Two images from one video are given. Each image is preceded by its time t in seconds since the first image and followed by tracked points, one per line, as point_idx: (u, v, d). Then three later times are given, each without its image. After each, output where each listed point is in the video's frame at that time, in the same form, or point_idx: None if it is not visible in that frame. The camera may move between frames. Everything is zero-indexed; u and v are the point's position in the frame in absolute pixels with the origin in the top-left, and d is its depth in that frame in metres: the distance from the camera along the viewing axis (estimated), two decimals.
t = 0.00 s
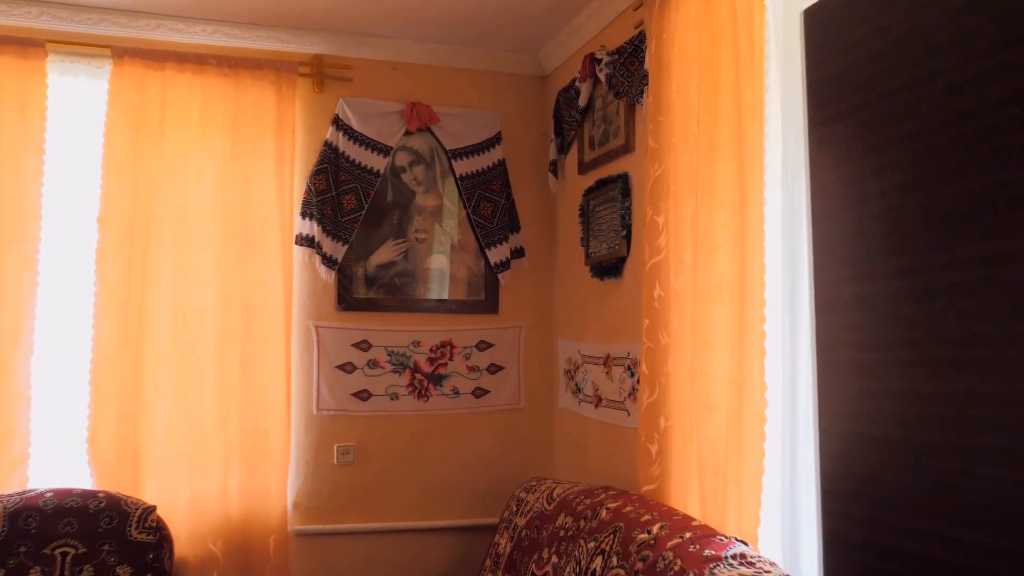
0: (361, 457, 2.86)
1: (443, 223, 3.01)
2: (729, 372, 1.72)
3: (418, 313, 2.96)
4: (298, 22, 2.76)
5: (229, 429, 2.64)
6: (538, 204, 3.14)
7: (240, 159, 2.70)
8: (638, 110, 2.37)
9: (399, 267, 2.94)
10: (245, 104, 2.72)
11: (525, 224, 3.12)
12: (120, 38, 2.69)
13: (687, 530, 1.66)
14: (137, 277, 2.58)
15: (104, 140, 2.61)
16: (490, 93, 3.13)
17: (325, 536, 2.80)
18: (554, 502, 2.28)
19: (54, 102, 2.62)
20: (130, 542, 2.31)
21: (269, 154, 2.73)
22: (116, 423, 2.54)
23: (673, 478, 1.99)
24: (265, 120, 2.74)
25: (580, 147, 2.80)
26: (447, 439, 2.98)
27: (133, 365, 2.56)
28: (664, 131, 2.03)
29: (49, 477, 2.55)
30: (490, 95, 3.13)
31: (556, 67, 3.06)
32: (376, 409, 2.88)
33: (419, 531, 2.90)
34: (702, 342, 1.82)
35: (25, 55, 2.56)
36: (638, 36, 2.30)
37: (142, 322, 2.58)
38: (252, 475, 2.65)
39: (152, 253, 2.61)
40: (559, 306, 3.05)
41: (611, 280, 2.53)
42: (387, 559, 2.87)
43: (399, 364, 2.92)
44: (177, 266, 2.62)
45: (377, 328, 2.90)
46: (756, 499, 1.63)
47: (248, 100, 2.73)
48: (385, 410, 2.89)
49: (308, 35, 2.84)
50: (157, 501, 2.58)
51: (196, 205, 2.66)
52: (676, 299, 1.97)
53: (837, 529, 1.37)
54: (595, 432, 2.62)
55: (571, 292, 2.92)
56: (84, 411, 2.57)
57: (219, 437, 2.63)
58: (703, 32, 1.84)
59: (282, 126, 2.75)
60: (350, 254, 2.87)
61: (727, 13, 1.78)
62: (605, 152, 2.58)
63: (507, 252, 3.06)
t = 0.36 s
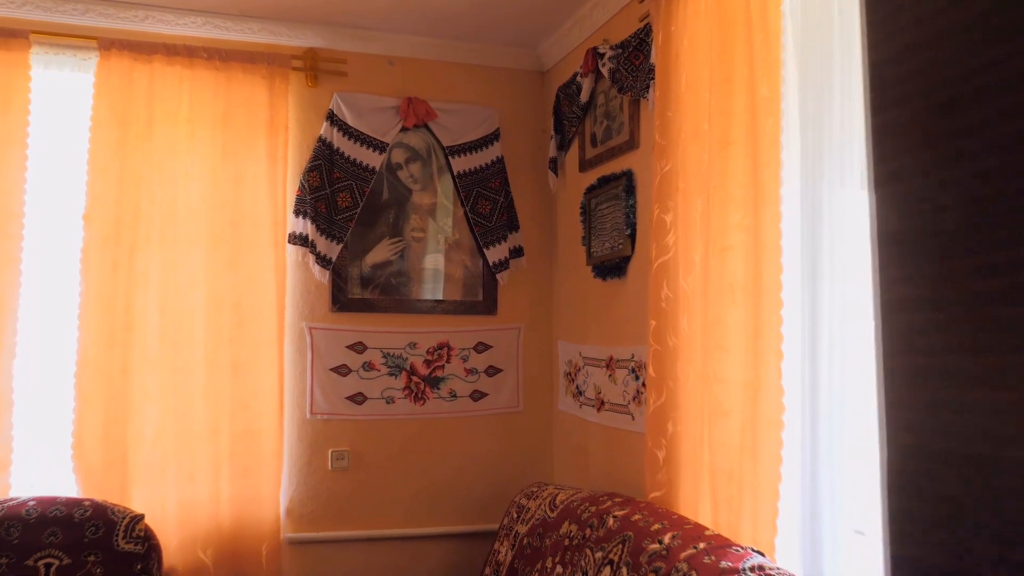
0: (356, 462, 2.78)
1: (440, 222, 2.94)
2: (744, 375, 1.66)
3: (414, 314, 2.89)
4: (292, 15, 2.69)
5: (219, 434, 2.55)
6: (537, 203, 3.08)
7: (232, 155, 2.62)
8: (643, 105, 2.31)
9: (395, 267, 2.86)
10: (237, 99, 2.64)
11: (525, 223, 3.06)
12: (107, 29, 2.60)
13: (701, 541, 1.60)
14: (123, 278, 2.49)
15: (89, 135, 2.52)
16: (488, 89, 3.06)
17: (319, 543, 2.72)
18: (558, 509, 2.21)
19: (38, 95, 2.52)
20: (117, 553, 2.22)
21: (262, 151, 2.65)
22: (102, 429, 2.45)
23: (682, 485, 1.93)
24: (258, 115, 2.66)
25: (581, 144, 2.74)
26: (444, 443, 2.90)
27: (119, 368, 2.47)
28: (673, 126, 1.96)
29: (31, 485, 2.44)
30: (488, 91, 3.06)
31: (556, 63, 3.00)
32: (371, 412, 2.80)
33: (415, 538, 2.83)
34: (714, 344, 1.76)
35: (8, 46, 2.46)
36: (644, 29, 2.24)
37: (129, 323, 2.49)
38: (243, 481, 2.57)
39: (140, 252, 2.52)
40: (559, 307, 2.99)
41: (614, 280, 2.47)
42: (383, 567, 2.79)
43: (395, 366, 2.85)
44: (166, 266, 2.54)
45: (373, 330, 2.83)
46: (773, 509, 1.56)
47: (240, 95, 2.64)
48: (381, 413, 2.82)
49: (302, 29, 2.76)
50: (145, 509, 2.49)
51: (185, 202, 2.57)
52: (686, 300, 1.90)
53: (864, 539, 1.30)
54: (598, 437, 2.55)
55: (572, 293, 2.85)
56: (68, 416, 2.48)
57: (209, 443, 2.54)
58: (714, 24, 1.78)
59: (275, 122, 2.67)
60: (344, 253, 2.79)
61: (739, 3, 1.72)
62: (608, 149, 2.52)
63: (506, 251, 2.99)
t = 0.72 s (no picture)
0: (348, 469, 2.70)
1: (435, 221, 2.86)
2: (757, 381, 1.60)
3: (408, 316, 2.81)
4: (282, 7, 2.60)
5: (205, 440, 2.46)
6: (533, 202, 3.01)
7: (220, 151, 2.52)
8: (646, 102, 2.25)
9: (388, 268, 2.78)
10: (225, 94, 2.55)
11: (521, 223, 2.99)
12: (89, 20, 2.49)
13: (714, 553, 1.54)
14: (105, 279, 2.39)
15: (70, 130, 2.42)
16: (484, 86, 2.99)
17: (309, 553, 2.63)
18: (558, 518, 2.15)
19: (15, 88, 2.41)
20: (98, 567, 2.11)
21: (250, 148, 2.56)
22: (82, 436, 2.35)
23: (688, 493, 1.87)
24: (246, 110, 2.57)
25: (579, 142, 2.68)
26: (438, 449, 2.83)
27: (101, 373, 2.37)
28: (680, 122, 1.91)
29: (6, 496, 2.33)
30: (484, 87, 2.99)
31: (553, 59, 2.93)
32: (363, 417, 2.72)
33: (409, 547, 2.75)
34: (724, 348, 1.70)
35: None
36: (647, 24, 2.18)
37: (111, 326, 2.39)
38: (231, 490, 2.48)
39: (122, 252, 2.42)
40: (556, 309, 2.92)
41: (615, 282, 2.41)
42: None
43: (388, 370, 2.77)
44: (150, 267, 2.44)
45: (365, 332, 2.74)
46: (789, 519, 1.50)
47: (228, 89, 2.55)
48: (373, 419, 2.73)
49: (292, 21, 2.68)
50: (128, 520, 2.39)
51: (170, 201, 2.48)
52: (694, 302, 1.85)
53: (888, 551, 1.25)
54: (597, 442, 2.50)
55: (569, 294, 2.79)
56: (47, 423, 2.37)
57: (195, 450, 2.45)
58: (724, 17, 1.73)
59: (264, 118, 2.58)
60: (335, 253, 2.70)
61: None
62: (609, 147, 2.46)
63: (502, 251, 2.92)
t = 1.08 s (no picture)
0: (331, 478, 2.61)
1: (421, 222, 2.78)
2: (764, 388, 1.55)
3: (393, 320, 2.72)
4: None
5: (183, 450, 2.35)
6: (522, 203, 2.94)
7: (198, 148, 2.41)
8: (642, 101, 2.20)
9: (373, 269, 2.69)
10: (204, 88, 2.44)
11: (509, 224, 2.92)
12: (60, 8, 2.37)
13: (722, 567, 1.48)
14: (77, 280, 2.28)
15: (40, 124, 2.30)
16: (472, 84, 2.92)
17: (290, 566, 2.54)
18: (552, 528, 2.09)
19: None
20: None
21: (230, 144, 2.45)
22: (52, 446, 2.23)
23: (689, 503, 1.82)
24: (227, 105, 2.46)
25: (571, 142, 2.62)
26: (425, 457, 2.75)
27: (72, 380, 2.25)
28: (680, 122, 1.86)
29: None
30: (472, 85, 2.92)
31: (543, 56, 2.87)
32: (347, 424, 2.63)
33: (394, 557, 2.66)
34: (730, 354, 1.65)
35: None
36: (644, 21, 2.13)
37: (84, 331, 2.28)
38: (210, 501, 2.37)
39: (95, 252, 2.31)
40: (545, 313, 2.86)
41: (609, 285, 2.36)
42: None
43: (373, 375, 2.68)
44: (125, 268, 2.32)
45: (349, 336, 2.65)
46: (799, 531, 1.46)
47: (207, 83, 2.44)
48: (358, 425, 2.65)
49: (275, 14, 2.58)
50: (101, 534, 2.27)
51: (146, 199, 2.37)
52: (696, 307, 1.80)
53: (908, 566, 1.21)
54: (590, 449, 2.44)
55: (559, 297, 2.74)
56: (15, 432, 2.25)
57: (172, 459, 2.34)
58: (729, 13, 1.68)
59: (245, 113, 2.47)
60: (319, 254, 2.61)
61: None
62: (602, 146, 2.41)
63: (490, 253, 2.85)
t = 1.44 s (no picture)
0: (314, 487, 2.52)
1: (407, 224, 2.70)
2: (772, 397, 1.51)
3: (378, 323, 2.64)
4: None
5: (160, 460, 2.25)
6: (510, 204, 2.88)
7: (176, 145, 2.31)
8: (638, 101, 2.15)
9: (357, 272, 2.61)
10: (183, 83, 2.34)
11: (497, 226, 2.86)
12: None
13: None
14: (48, 282, 2.16)
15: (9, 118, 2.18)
16: (460, 81, 2.85)
17: None
18: (546, 539, 2.03)
19: None
20: None
21: (210, 141, 2.35)
22: (21, 457, 2.11)
23: (690, 514, 1.77)
24: (207, 100, 2.36)
25: (561, 142, 2.57)
26: (411, 464, 2.67)
27: (43, 387, 2.14)
28: (681, 122, 1.82)
29: None
30: (459, 83, 2.85)
31: (533, 54, 2.82)
32: (330, 432, 2.54)
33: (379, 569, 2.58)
34: (734, 361, 1.60)
35: None
36: (640, 19, 2.08)
37: (55, 335, 2.16)
38: (188, 513, 2.28)
39: (67, 253, 2.20)
40: (534, 316, 2.80)
41: (602, 289, 2.31)
42: None
43: (357, 381, 2.59)
44: (98, 269, 2.22)
45: (333, 340, 2.57)
46: (809, 544, 1.42)
47: (186, 78, 2.34)
48: (341, 433, 2.56)
49: (257, 6, 2.49)
50: (73, 549, 2.17)
51: (121, 197, 2.26)
52: (697, 313, 1.76)
53: None
54: (582, 456, 2.39)
55: (549, 301, 2.68)
56: None
57: (148, 470, 2.24)
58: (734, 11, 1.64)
59: (225, 109, 2.38)
60: (302, 256, 2.52)
61: None
62: (595, 147, 2.36)
63: (478, 255, 2.78)
